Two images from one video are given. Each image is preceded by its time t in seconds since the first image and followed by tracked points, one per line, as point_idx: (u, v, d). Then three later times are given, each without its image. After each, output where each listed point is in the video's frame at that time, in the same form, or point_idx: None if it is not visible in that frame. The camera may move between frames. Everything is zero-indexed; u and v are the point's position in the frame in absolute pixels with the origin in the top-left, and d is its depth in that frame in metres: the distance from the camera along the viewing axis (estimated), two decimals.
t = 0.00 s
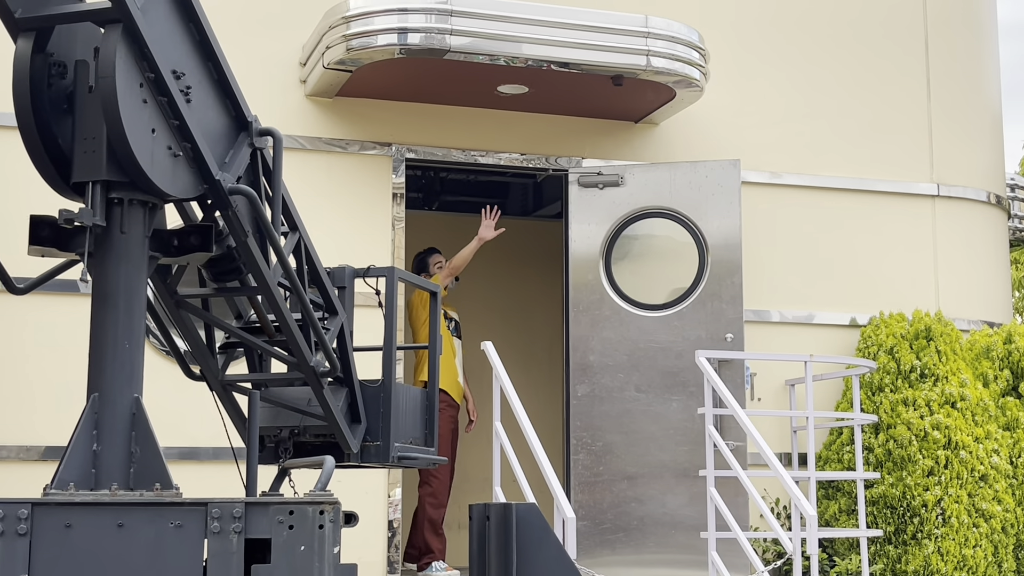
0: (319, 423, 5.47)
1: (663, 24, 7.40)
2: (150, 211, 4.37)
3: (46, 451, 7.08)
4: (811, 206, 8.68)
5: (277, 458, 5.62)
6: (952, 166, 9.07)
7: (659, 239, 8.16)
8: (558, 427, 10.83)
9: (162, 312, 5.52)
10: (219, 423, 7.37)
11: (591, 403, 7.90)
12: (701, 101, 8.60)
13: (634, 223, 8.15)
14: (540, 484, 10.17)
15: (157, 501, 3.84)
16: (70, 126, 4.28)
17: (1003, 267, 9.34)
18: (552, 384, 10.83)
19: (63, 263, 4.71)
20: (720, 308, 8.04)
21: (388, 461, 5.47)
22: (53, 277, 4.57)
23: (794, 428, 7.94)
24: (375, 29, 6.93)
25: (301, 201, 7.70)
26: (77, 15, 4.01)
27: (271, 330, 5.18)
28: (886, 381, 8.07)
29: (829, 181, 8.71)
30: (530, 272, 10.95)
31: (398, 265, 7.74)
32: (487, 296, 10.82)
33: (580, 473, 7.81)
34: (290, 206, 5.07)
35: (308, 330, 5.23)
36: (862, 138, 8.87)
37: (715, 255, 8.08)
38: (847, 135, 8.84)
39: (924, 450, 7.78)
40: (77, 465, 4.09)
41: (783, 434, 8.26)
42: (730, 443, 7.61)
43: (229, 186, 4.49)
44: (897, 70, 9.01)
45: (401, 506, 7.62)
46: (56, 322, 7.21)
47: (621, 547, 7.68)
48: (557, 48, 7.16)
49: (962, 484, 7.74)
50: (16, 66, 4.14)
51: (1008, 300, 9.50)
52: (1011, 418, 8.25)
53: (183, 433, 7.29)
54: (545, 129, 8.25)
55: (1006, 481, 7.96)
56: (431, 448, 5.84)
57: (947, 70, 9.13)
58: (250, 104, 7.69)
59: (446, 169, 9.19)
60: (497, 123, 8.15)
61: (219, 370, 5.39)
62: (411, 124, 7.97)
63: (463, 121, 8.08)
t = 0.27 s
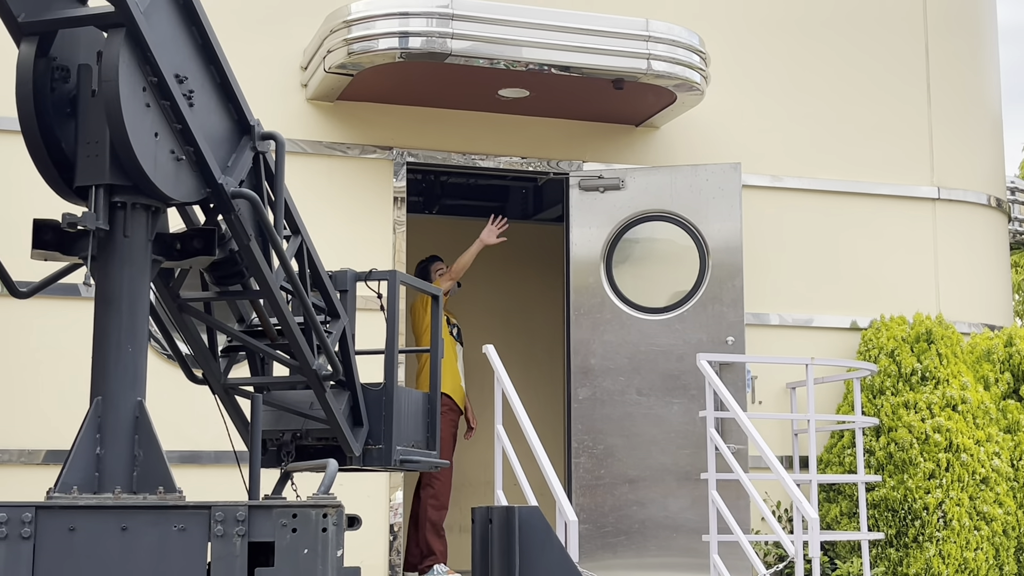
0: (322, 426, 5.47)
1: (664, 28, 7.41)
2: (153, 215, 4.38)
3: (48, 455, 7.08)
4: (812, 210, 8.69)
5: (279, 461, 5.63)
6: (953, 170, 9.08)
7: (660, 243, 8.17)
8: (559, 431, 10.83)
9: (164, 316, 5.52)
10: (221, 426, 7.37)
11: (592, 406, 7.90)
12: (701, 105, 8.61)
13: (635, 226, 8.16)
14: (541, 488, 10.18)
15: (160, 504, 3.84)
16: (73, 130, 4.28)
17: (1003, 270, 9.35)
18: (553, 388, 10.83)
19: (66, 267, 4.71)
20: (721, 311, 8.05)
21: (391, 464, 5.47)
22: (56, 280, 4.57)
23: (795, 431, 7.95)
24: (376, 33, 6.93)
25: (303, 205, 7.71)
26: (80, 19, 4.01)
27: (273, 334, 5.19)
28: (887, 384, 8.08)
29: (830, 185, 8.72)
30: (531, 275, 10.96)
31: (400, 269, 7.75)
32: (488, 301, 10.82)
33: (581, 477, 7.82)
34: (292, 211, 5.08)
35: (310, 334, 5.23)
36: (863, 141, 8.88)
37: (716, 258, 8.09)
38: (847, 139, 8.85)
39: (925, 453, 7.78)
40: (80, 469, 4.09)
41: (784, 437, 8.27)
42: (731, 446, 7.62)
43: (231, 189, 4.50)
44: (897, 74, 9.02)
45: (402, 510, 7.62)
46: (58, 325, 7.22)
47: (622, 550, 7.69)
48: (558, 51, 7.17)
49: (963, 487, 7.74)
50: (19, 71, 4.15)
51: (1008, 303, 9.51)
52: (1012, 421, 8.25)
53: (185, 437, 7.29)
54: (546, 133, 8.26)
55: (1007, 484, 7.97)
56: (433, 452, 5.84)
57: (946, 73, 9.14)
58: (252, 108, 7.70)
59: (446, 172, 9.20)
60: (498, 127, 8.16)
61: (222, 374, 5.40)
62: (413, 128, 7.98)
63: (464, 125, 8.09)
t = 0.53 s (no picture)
0: (320, 430, 5.48)
1: (662, 32, 7.42)
2: (151, 219, 4.39)
3: (46, 459, 7.08)
4: (810, 214, 8.69)
5: (278, 466, 5.63)
6: (951, 174, 9.10)
7: (659, 247, 8.17)
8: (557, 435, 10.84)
9: (162, 320, 5.53)
10: (220, 430, 7.37)
11: (591, 411, 7.91)
12: (700, 109, 8.62)
13: (634, 231, 8.17)
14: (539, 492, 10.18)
15: (158, 508, 3.84)
16: (72, 134, 4.29)
17: (1002, 274, 9.36)
18: (552, 392, 10.83)
19: (65, 271, 4.71)
20: (720, 316, 8.04)
21: (389, 468, 5.48)
22: (54, 285, 4.57)
23: (794, 435, 7.96)
24: (375, 38, 6.94)
25: (302, 209, 7.71)
26: (79, 24, 4.02)
27: (272, 338, 5.20)
28: (885, 389, 8.09)
29: (829, 189, 8.73)
30: (530, 279, 10.95)
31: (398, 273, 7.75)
32: (486, 306, 10.82)
33: (580, 481, 7.82)
34: (291, 215, 5.09)
35: (309, 338, 5.24)
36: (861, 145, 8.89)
37: (715, 262, 8.09)
38: (846, 143, 8.86)
39: (923, 457, 7.79)
40: (79, 473, 4.09)
41: (783, 441, 8.27)
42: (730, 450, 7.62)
43: (230, 194, 4.51)
44: (895, 78, 9.03)
45: (401, 514, 7.62)
46: (57, 330, 7.22)
47: (621, 554, 7.69)
48: (556, 56, 7.18)
49: (961, 491, 7.74)
50: (18, 75, 4.15)
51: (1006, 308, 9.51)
52: (1010, 425, 8.25)
53: (183, 441, 7.30)
54: (545, 137, 8.27)
55: (1005, 488, 7.97)
56: (432, 456, 5.85)
57: (944, 78, 9.16)
58: (251, 112, 7.71)
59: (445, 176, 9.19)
60: (497, 131, 8.17)
61: (220, 378, 5.40)
62: (411, 132, 7.99)
63: (463, 129, 8.10)
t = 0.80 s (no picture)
0: (321, 435, 5.49)
1: (662, 38, 7.44)
2: (154, 224, 4.40)
3: (47, 464, 7.09)
4: (809, 219, 8.71)
5: (279, 471, 5.64)
6: (949, 180, 9.12)
7: (658, 252, 8.19)
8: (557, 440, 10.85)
9: (163, 325, 5.54)
10: (220, 436, 7.38)
11: (591, 416, 7.92)
12: (699, 115, 8.64)
13: (633, 236, 8.18)
14: (539, 498, 10.19)
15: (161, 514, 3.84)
16: (74, 140, 4.30)
17: (1000, 280, 9.38)
18: (552, 399, 10.85)
19: (67, 276, 4.72)
20: (719, 321, 8.06)
21: (390, 473, 5.49)
22: (56, 290, 4.58)
23: (793, 441, 7.98)
24: (375, 44, 6.96)
25: (302, 215, 7.73)
26: (81, 31, 4.03)
27: (273, 343, 5.20)
28: (884, 394, 8.10)
29: (828, 195, 8.75)
30: (529, 285, 10.98)
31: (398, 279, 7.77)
32: (486, 312, 10.84)
33: (579, 486, 7.83)
34: (292, 221, 5.10)
35: (310, 343, 5.25)
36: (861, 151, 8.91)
37: (714, 267, 8.11)
38: (844, 149, 8.88)
39: (922, 462, 7.80)
40: (81, 478, 4.10)
41: (782, 446, 8.28)
42: (729, 455, 7.63)
43: (232, 200, 4.52)
44: (893, 83, 9.06)
45: (401, 519, 7.63)
46: (58, 335, 7.23)
47: (621, 559, 7.69)
48: (556, 62, 7.20)
49: (961, 496, 7.75)
50: (20, 81, 4.16)
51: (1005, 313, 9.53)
52: (1009, 430, 8.26)
53: (184, 447, 7.30)
54: (545, 143, 8.29)
55: (1004, 493, 7.98)
56: (432, 461, 5.86)
57: (943, 83, 9.18)
58: (251, 118, 7.72)
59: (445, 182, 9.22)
60: (496, 137, 8.19)
61: (221, 384, 5.42)
62: (411, 138, 8.00)
63: (463, 135, 8.11)
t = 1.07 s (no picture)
0: (321, 441, 5.49)
1: (662, 45, 7.45)
2: (154, 230, 4.40)
3: (47, 470, 7.08)
4: (809, 226, 8.72)
5: (279, 477, 5.64)
6: (949, 186, 9.13)
7: (659, 258, 8.19)
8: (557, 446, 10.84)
9: (164, 331, 5.54)
10: (220, 441, 7.37)
11: (591, 422, 7.92)
12: (699, 121, 8.65)
13: (634, 242, 8.19)
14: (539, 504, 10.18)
15: (161, 519, 3.84)
16: (74, 145, 4.30)
17: (1000, 286, 9.38)
18: (552, 405, 10.83)
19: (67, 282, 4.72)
20: (719, 327, 8.06)
21: (390, 480, 5.49)
22: (57, 296, 4.58)
23: (793, 447, 7.98)
24: (376, 50, 6.97)
25: (302, 221, 7.73)
26: (82, 37, 4.03)
27: (273, 349, 5.21)
28: (884, 400, 8.10)
29: (828, 201, 8.75)
30: (529, 291, 10.98)
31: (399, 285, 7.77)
32: (486, 319, 10.84)
33: (579, 492, 7.83)
34: (292, 226, 5.11)
35: (310, 349, 5.25)
36: (860, 158, 8.92)
37: (714, 273, 8.10)
38: (844, 155, 8.89)
39: (922, 468, 7.80)
40: (81, 483, 4.10)
41: (782, 453, 8.28)
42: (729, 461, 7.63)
43: (232, 205, 4.53)
44: (893, 90, 9.07)
45: (401, 525, 7.63)
46: (58, 340, 7.23)
47: (621, 565, 7.69)
48: (556, 68, 7.21)
49: (961, 502, 7.74)
50: (21, 87, 4.17)
51: (1004, 319, 9.53)
52: (1009, 437, 8.27)
53: (184, 453, 7.30)
54: (545, 149, 8.30)
55: (1004, 500, 7.98)
56: (432, 467, 5.86)
57: (942, 90, 9.19)
58: (251, 124, 7.73)
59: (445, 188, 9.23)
60: (497, 143, 8.20)
61: (221, 389, 5.42)
62: (411, 144, 8.01)
63: (463, 141, 8.12)
